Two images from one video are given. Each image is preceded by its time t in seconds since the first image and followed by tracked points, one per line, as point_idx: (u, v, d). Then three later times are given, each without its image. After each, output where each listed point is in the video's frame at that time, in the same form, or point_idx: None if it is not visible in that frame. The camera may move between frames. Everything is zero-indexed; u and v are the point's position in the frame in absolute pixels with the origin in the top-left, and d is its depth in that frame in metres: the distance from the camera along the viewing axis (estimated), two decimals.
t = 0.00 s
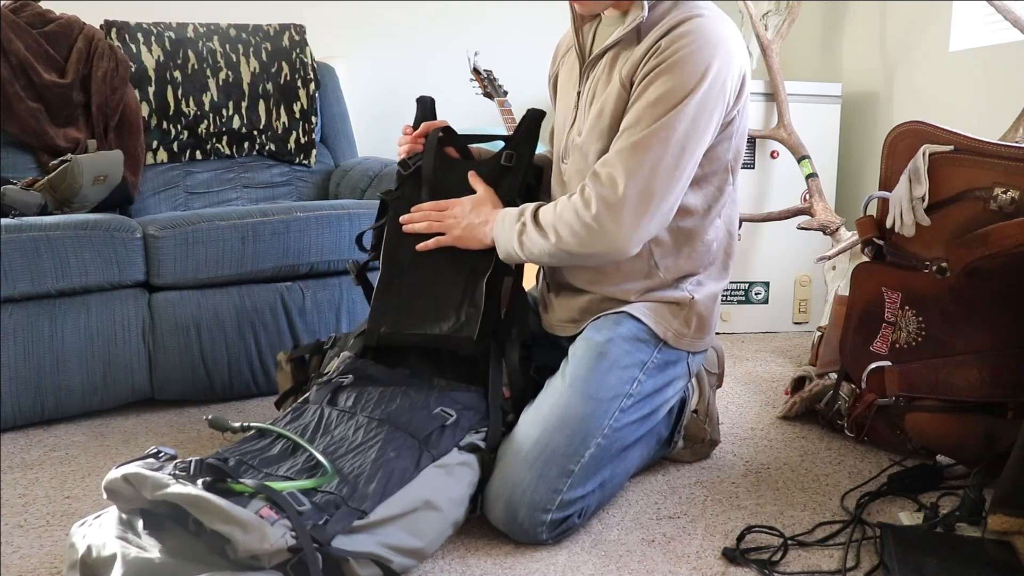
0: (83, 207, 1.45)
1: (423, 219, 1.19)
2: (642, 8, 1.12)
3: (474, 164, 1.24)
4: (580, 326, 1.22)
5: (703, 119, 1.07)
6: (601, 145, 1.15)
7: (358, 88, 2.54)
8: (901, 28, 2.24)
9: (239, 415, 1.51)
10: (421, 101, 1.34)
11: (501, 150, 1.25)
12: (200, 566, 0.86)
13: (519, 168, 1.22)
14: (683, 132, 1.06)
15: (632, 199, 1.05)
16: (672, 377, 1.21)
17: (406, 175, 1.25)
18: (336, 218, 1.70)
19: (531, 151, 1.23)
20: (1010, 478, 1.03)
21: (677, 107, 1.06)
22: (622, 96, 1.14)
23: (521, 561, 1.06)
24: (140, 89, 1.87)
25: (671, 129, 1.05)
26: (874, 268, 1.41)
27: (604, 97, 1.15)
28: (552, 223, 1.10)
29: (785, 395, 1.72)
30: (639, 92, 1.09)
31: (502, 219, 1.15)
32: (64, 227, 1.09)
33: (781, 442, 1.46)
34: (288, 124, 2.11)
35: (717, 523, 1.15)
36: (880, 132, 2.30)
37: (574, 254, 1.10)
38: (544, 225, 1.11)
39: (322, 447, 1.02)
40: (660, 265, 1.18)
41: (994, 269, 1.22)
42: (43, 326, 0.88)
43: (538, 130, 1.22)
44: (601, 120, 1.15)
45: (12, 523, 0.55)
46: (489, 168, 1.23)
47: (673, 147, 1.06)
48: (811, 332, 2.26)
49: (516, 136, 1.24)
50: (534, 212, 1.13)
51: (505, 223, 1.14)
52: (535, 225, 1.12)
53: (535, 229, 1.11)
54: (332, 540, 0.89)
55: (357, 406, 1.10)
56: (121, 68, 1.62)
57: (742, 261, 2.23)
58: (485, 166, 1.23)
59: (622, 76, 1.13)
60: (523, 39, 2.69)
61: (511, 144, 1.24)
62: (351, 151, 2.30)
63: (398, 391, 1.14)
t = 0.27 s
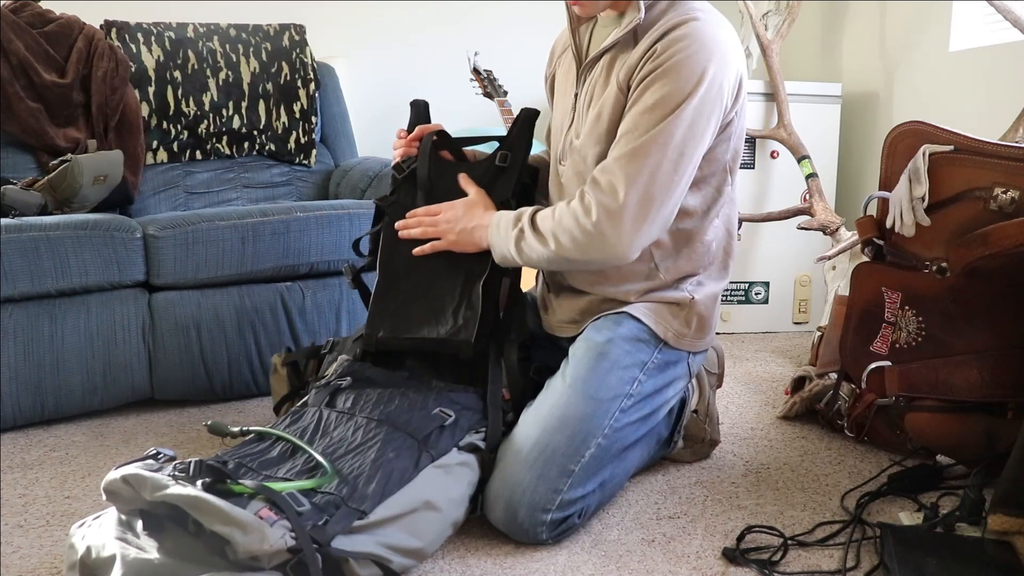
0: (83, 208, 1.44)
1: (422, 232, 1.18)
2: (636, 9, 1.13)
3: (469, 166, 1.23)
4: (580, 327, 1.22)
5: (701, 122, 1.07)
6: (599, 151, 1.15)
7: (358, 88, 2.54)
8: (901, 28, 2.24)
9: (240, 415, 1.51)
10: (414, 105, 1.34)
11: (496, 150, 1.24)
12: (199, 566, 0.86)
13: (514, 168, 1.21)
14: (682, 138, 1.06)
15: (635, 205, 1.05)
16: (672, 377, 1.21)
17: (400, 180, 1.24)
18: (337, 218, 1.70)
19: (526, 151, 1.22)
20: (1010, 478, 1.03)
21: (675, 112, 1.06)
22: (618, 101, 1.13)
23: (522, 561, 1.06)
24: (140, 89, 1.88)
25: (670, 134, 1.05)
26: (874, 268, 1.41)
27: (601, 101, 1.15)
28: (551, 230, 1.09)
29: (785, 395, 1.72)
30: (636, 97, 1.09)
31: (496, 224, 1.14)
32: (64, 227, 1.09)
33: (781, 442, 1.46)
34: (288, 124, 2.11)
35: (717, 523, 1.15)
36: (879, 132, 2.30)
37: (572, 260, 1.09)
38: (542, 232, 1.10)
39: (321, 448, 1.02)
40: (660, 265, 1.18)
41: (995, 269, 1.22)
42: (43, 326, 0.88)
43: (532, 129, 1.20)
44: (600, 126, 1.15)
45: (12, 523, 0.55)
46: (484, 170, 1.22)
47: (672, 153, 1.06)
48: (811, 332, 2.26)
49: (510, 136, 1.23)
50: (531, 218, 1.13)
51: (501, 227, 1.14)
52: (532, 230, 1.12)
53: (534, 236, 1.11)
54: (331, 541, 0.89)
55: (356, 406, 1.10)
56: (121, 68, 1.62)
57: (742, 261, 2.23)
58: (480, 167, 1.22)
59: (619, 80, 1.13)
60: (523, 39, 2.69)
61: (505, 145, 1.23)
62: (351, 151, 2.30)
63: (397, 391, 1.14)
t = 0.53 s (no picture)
0: (83, 208, 1.45)
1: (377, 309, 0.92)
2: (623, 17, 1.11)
3: (465, 175, 1.24)
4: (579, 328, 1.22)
5: (693, 145, 1.00)
6: (593, 161, 1.15)
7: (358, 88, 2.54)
8: (901, 28, 2.24)
9: (240, 416, 1.51)
10: (412, 119, 1.38)
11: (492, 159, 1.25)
12: (199, 566, 0.86)
13: (508, 174, 1.21)
14: (677, 158, 0.98)
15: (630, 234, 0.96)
16: (673, 377, 1.21)
17: (397, 189, 1.27)
18: (337, 218, 1.70)
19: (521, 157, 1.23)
20: (1010, 478, 1.03)
21: (665, 134, 0.98)
22: (607, 121, 1.11)
23: (522, 561, 1.06)
24: (140, 89, 1.89)
25: (664, 155, 0.97)
26: (874, 268, 1.41)
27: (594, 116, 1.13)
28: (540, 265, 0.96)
29: (785, 396, 1.72)
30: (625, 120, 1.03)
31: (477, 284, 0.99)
32: (64, 226, 1.09)
33: (780, 442, 1.46)
34: (288, 124, 2.11)
35: (717, 523, 1.15)
36: (879, 132, 2.30)
37: (555, 304, 0.96)
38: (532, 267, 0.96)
39: (321, 449, 1.03)
40: (661, 266, 1.17)
41: (995, 269, 1.22)
42: (43, 326, 0.88)
43: (526, 138, 1.22)
44: (592, 139, 1.13)
45: (12, 523, 0.55)
46: (480, 177, 1.23)
47: (669, 175, 0.98)
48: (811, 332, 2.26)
49: (506, 145, 1.24)
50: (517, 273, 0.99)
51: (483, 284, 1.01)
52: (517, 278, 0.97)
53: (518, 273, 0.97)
54: (331, 541, 0.89)
55: (355, 407, 1.11)
56: (121, 68, 1.63)
57: (742, 261, 2.23)
58: (476, 175, 1.23)
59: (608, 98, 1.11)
60: (523, 39, 2.69)
61: (501, 153, 1.24)
62: (351, 151, 2.30)
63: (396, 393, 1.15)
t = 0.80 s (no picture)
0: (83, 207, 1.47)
1: (325, 422, 0.94)
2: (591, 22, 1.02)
3: (461, 174, 1.26)
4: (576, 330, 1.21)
5: (647, 144, 0.92)
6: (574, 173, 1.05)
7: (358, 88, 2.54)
8: (901, 28, 2.24)
9: (240, 416, 1.51)
10: (405, 116, 1.37)
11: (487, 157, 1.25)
12: (199, 567, 0.86)
13: (505, 173, 1.22)
14: (628, 158, 0.91)
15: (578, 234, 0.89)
16: (672, 375, 1.21)
17: (392, 190, 1.28)
18: (336, 218, 1.71)
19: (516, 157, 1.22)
20: (1011, 478, 1.03)
21: (618, 129, 0.92)
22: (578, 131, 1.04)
23: (521, 561, 1.06)
24: (140, 89, 1.87)
25: (614, 156, 0.90)
26: (874, 268, 1.41)
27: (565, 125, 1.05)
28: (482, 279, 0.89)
29: (785, 395, 1.72)
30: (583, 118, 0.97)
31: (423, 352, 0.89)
32: (64, 226, 1.09)
33: (781, 442, 1.46)
34: (288, 124, 2.12)
35: (717, 523, 1.15)
36: (879, 132, 2.30)
37: (493, 327, 0.87)
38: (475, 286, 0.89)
39: (320, 450, 1.03)
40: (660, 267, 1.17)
41: (995, 269, 1.22)
42: (43, 326, 0.88)
43: (521, 134, 1.20)
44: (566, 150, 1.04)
45: (12, 523, 0.55)
46: (475, 176, 1.24)
47: (619, 176, 0.91)
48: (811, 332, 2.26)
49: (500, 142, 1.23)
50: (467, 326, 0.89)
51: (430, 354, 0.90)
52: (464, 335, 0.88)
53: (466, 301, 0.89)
54: (331, 542, 0.89)
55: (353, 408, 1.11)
56: (120, 67, 1.68)
57: (742, 261, 2.23)
58: (471, 174, 1.24)
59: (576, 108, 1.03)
60: (524, 39, 2.69)
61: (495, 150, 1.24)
62: (351, 151, 2.30)
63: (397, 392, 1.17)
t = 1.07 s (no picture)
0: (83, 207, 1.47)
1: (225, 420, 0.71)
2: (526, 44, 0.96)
3: (449, 172, 1.24)
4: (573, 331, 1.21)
5: (611, 172, 0.73)
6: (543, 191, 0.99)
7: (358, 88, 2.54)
8: (901, 28, 2.24)
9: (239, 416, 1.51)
10: (390, 112, 1.35)
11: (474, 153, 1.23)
12: (197, 568, 0.86)
13: (491, 169, 1.19)
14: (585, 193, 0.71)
15: (541, 271, 0.69)
16: (670, 371, 1.21)
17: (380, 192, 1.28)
18: (336, 218, 1.71)
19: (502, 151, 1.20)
20: (1010, 478, 1.03)
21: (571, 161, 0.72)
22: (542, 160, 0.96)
23: (521, 561, 1.06)
24: (139, 89, 1.89)
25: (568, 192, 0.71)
26: (873, 268, 1.41)
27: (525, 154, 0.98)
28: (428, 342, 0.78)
29: (785, 395, 1.72)
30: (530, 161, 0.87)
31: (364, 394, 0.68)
32: (64, 226, 1.09)
33: (780, 442, 1.46)
34: (288, 123, 2.11)
35: (717, 523, 1.15)
36: (879, 132, 2.30)
37: (453, 377, 0.68)
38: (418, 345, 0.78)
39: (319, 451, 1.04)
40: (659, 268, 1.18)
41: (994, 269, 1.22)
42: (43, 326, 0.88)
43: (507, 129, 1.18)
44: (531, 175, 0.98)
45: (12, 522, 0.55)
46: (463, 173, 1.22)
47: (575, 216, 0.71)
48: (811, 332, 2.26)
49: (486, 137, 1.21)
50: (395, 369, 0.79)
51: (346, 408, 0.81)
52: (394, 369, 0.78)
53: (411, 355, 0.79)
54: (330, 544, 0.89)
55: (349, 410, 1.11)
56: (120, 68, 1.68)
57: (742, 261, 2.23)
58: (459, 171, 1.22)
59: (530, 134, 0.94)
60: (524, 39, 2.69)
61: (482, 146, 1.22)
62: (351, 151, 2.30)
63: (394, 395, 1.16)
